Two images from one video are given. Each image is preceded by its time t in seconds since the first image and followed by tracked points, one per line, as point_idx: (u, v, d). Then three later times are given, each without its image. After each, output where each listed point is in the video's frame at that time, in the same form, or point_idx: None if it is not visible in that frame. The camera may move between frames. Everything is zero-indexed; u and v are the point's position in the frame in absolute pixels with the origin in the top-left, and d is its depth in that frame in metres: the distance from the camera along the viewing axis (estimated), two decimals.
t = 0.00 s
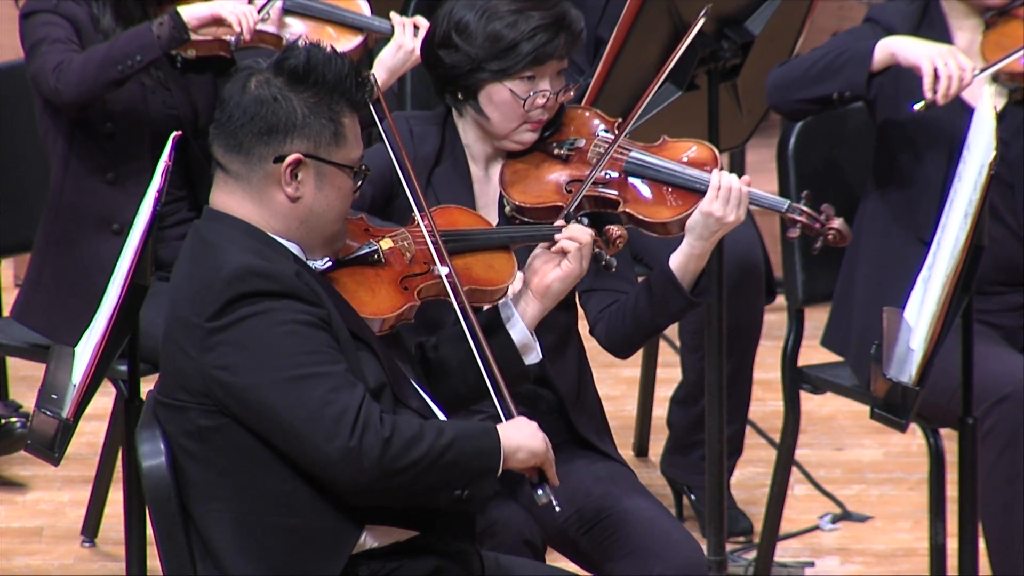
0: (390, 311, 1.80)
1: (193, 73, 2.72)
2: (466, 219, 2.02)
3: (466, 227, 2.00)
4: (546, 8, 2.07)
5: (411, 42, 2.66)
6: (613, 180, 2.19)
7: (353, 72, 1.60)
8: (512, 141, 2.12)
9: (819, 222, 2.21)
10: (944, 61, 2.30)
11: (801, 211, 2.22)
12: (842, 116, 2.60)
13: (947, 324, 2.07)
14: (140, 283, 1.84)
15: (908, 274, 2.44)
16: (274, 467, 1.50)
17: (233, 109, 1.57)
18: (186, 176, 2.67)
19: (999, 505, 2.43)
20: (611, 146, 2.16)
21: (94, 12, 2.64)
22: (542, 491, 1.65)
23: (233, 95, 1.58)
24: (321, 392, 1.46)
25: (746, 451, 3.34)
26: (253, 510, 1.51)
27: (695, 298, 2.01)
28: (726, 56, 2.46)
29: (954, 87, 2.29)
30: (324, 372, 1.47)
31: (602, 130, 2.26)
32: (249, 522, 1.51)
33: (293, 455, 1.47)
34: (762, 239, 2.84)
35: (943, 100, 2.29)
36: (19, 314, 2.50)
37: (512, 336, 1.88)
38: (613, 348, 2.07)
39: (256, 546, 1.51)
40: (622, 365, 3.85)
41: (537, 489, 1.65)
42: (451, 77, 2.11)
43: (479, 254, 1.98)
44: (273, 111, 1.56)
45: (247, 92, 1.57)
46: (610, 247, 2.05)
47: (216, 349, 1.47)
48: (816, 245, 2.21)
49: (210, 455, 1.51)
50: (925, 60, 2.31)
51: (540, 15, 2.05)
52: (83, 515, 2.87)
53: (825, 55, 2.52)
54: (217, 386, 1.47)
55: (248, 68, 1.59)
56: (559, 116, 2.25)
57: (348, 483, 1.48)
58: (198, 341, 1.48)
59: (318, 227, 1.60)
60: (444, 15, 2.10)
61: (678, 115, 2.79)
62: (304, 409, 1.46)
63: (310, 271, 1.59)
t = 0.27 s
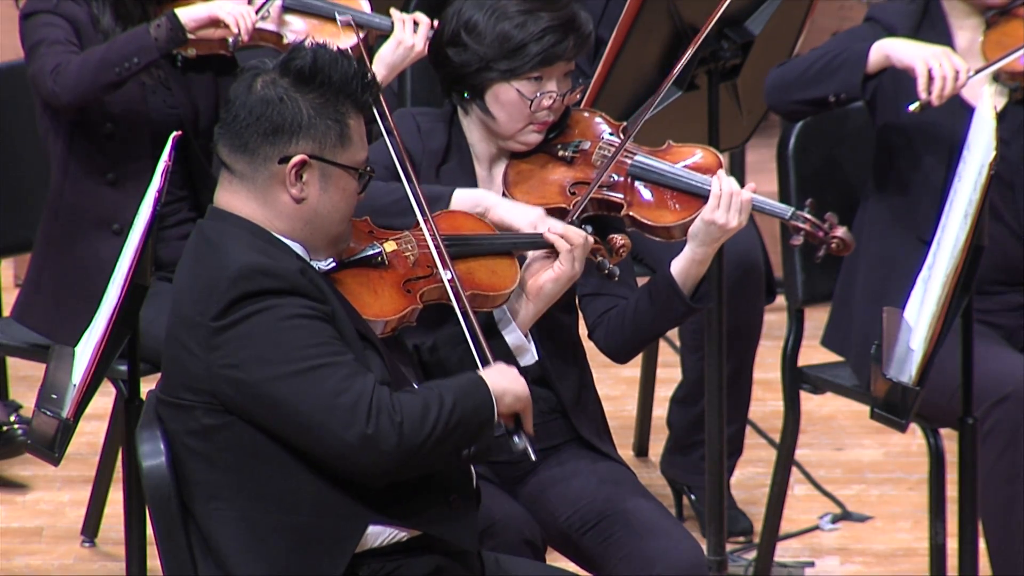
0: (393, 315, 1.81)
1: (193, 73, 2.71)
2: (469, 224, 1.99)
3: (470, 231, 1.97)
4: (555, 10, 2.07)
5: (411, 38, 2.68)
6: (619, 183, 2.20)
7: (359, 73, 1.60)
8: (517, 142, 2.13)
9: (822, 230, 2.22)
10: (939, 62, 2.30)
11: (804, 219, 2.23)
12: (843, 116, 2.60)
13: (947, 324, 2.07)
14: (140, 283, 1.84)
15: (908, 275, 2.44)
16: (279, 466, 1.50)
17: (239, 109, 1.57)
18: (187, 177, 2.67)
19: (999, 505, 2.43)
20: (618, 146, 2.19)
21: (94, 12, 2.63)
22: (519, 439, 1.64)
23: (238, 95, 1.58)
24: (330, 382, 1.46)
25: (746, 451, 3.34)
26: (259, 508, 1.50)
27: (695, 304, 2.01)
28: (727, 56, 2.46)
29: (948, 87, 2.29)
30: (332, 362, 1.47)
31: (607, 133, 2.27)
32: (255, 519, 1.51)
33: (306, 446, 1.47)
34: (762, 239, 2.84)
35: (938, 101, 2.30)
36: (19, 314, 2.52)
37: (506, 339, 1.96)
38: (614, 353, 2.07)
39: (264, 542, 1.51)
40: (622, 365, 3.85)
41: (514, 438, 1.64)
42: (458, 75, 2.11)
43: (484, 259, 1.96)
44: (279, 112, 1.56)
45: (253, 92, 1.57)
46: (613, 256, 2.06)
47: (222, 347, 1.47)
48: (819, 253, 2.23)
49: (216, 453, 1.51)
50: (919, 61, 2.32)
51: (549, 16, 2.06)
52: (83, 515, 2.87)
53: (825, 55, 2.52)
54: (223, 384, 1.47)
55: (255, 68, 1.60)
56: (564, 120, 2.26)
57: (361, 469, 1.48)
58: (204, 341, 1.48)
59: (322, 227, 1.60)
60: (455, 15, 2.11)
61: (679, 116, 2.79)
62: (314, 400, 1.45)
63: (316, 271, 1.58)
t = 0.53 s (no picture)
0: (392, 314, 1.81)
1: (193, 72, 2.72)
2: (471, 221, 2.01)
3: (472, 229, 1.99)
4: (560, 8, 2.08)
5: (411, 36, 2.69)
6: (623, 182, 2.18)
7: (356, 72, 1.60)
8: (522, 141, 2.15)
9: (829, 228, 2.17)
10: (933, 63, 2.30)
11: (811, 217, 2.17)
12: (843, 116, 2.60)
13: (947, 324, 2.07)
14: (140, 283, 1.84)
15: (908, 275, 2.44)
16: (282, 461, 1.50)
17: (237, 109, 1.57)
18: (187, 177, 2.68)
19: (999, 505, 2.43)
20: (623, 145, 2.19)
21: (94, 12, 2.63)
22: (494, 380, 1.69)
23: (237, 96, 1.58)
24: (336, 365, 1.46)
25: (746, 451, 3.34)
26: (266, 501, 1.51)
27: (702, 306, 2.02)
28: (727, 56, 2.45)
29: (942, 88, 2.28)
30: (337, 344, 1.47)
31: (612, 133, 2.26)
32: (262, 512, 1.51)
33: (318, 430, 1.47)
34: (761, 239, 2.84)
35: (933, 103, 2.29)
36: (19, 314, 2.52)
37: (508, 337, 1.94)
38: (617, 352, 2.07)
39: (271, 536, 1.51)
40: (622, 365, 3.85)
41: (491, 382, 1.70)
42: (464, 75, 2.11)
43: (484, 258, 1.96)
44: (277, 112, 1.56)
45: (251, 92, 1.57)
46: (616, 253, 2.07)
47: (224, 343, 1.47)
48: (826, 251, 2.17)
49: (220, 449, 1.51)
50: (914, 64, 2.31)
51: (554, 15, 2.06)
52: (83, 515, 2.87)
53: (825, 55, 2.51)
54: (227, 380, 1.48)
55: (252, 68, 1.60)
56: (568, 118, 2.25)
57: (374, 448, 1.48)
58: (208, 338, 1.48)
59: (321, 227, 1.60)
60: (459, 16, 2.12)
61: (679, 116, 2.79)
62: (322, 384, 1.45)
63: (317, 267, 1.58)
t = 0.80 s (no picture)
0: (393, 314, 1.80)
1: (193, 72, 2.71)
2: (472, 222, 1.98)
3: (472, 231, 1.96)
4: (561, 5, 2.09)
5: (410, 36, 2.68)
6: (631, 178, 2.17)
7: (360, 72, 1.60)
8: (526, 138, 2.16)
9: (840, 220, 2.18)
10: (927, 65, 2.31)
11: (822, 209, 2.19)
12: (843, 116, 2.60)
13: (947, 324, 2.07)
14: (140, 283, 1.84)
15: (908, 275, 2.44)
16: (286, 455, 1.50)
17: (239, 108, 1.57)
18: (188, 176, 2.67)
19: (999, 505, 2.43)
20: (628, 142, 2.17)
21: (93, 12, 2.63)
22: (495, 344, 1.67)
23: (238, 95, 1.58)
24: (344, 348, 1.47)
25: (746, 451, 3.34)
26: (271, 496, 1.51)
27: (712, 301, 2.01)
28: (726, 56, 2.46)
29: (937, 90, 2.29)
30: (346, 328, 1.48)
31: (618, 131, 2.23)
32: (268, 507, 1.50)
33: (333, 414, 1.48)
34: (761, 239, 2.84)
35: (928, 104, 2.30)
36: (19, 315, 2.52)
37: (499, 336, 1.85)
38: (627, 347, 2.08)
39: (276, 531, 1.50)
40: (622, 365, 3.85)
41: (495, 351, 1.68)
42: (466, 73, 2.11)
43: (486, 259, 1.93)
44: (279, 111, 1.56)
45: (252, 92, 1.57)
46: (616, 255, 2.03)
47: (229, 339, 1.47)
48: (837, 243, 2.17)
49: (224, 446, 1.51)
50: (908, 66, 2.32)
51: (555, 11, 2.08)
52: (83, 515, 2.87)
53: (826, 55, 2.51)
54: (233, 374, 1.48)
55: (255, 68, 1.60)
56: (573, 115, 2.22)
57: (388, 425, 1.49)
58: (213, 334, 1.48)
59: (323, 226, 1.60)
60: (460, 15, 2.14)
61: (678, 116, 2.79)
62: (332, 367, 1.46)
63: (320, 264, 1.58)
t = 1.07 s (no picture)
0: (393, 312, 1.81)
1: (193, 72, 2.71)
2: (469, 219, 1.97)
3: (471, 227, 1.96)
4: (572, 6, 2.10)
5: (410, 36, 2.68)
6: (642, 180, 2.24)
7: (358, 71, 1.60)
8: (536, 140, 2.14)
9: (850, 223, 2.26)
10: (920, 68, 2.31)
11: (832, 212, 2.27)
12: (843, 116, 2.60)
13: (947, 324, 2.07)
14: (140, 283, 1.84)
15: (909, 275, 2.45)
16: (291, 453, 1.51)
17: (238, 108, 1.57)
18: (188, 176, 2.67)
19: (1000, 505, 2.43)
20: (638, 143, 2.19)
21: (93, 12, 2.64)
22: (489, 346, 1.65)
23: (238, 94, 1.58)
24: (345, 348, 1.47)
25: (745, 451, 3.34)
26: (271, 495, 1.51)
27: (722, 304, 2.02)
28: (726, 56, 2.46)
29: (931, 92, 2.28)
30: (346, 328, 1.48)
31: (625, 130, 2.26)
32: (267, 506, 1.50)
33: (332, 415, 1.48)
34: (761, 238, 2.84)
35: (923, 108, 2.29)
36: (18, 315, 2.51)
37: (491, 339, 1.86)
38: (635, 349, 2.06)
39: (275, 531, 1.50)
40: (622, 365, 3.85)
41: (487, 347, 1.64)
42: (476, 73, 2.12)
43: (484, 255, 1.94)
44: (278, 110, 1.56)
45: (252, 91, 1.57)
46: (614, 249, 2.05)
47: (230, 337, 1.48)
48: (847, 245, 2.25)
49: (224, 445, 1.51)
50: (901, 71, 2.32)
51: (565, 12, 2.08)
52: (83, 515, 2.87)
53: (825, 55, 2.52)
54: (235, 373, 1.48)
55: (253, 67, 1.60)
56: (581, 116, 2.23)
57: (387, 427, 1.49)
58: (213, 333, 1.49)
59: (322, 226, 1.59)
60: (470, 15, 2.14)
61: (678, 116, 2.79)
62: (332, 368, 1.46)
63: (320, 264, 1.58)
